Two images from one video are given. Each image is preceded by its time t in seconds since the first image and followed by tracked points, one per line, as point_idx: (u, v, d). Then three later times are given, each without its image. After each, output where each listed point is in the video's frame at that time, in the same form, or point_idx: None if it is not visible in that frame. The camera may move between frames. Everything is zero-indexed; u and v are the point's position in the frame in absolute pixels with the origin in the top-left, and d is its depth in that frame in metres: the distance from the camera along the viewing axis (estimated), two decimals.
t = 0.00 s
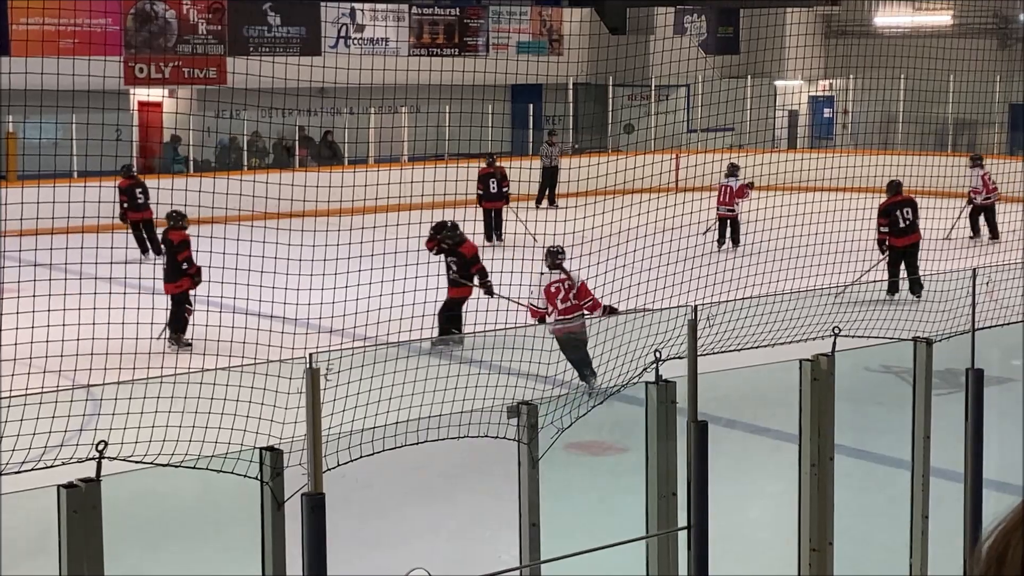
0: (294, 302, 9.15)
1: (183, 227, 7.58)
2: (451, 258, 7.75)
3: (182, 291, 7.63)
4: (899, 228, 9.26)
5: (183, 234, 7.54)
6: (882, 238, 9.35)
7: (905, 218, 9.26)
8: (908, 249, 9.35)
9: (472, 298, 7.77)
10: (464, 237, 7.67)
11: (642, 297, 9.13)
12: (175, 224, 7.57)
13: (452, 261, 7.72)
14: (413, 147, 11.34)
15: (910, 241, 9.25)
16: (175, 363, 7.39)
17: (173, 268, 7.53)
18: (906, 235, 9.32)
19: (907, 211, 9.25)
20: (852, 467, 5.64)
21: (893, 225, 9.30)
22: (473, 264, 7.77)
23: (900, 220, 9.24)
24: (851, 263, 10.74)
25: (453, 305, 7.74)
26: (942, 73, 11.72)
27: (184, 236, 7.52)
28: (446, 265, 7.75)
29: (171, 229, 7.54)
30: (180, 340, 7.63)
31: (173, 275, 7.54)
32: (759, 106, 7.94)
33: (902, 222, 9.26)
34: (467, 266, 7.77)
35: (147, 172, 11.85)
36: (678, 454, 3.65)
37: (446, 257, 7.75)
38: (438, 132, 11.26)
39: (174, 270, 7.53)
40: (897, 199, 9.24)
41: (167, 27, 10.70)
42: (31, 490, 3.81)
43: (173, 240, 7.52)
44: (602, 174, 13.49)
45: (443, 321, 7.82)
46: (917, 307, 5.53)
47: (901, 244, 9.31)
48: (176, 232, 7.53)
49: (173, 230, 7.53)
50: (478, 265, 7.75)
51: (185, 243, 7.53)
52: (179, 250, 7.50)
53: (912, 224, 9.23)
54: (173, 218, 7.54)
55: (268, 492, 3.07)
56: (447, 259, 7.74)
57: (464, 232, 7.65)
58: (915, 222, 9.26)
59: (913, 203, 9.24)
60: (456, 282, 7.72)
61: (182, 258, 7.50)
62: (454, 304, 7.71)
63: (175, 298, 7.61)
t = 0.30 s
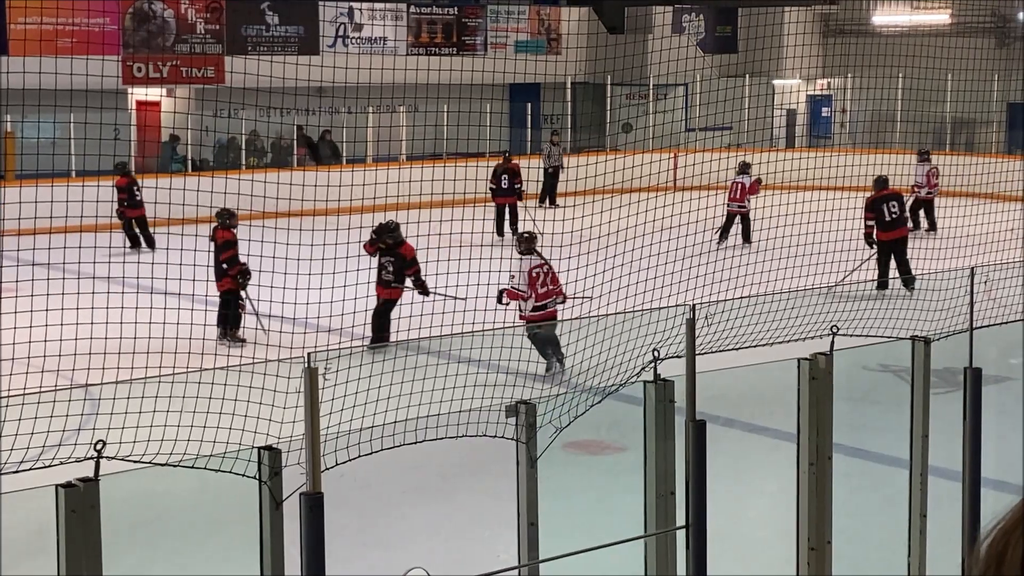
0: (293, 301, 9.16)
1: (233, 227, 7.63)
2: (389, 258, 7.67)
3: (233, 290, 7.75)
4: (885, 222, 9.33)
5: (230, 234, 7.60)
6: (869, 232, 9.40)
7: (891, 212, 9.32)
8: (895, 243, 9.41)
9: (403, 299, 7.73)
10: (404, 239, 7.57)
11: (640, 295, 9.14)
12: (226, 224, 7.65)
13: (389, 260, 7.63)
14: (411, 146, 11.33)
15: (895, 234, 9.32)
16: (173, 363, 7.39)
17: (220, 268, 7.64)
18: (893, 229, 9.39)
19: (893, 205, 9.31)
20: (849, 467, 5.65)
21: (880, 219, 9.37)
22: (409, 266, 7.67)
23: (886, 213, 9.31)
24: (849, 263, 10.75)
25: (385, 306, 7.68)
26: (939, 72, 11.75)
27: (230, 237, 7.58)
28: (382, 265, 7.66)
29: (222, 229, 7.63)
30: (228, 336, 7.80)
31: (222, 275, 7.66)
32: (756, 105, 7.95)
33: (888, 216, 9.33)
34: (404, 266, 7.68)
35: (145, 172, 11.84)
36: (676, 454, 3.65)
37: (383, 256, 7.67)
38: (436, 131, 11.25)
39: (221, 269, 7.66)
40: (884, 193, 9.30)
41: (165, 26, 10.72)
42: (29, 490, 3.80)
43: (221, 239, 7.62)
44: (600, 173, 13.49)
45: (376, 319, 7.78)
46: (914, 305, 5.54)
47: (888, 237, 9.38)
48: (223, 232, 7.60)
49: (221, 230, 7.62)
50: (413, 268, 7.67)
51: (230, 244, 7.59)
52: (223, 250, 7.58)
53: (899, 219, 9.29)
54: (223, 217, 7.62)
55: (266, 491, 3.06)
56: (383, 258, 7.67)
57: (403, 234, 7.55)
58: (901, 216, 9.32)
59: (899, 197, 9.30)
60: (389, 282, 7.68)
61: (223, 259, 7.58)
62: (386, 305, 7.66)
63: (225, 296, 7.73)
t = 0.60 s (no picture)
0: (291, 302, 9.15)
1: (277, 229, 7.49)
2: (329, 264, 7.53)
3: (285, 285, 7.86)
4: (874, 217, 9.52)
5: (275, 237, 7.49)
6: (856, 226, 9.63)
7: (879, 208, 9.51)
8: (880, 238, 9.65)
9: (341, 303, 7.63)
10: (345, 244, 7.43)
11: (638, 295, 9.13)
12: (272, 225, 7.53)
13: (329, 265, 7.50)
14: (410, 146, 11.33)
15: (882, 229, 9.54)
16: (172, 363, 7.39)
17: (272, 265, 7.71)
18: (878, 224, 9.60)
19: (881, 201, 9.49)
20: (848, 467, 5.65)
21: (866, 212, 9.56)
22: (347, 271, 7.54)
23: (873, 208, 9.47)
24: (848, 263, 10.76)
25: (326, 312, 7.56)
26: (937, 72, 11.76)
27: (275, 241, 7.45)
28: (322, 270, 7.52)
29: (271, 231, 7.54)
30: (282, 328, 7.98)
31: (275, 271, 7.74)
32: (755, 105, 7.95)
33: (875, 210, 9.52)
34: (342, 271, 7.55)
35: (143, 172, 11.84)
36: (674, 454, 3.65)
37: (323, 261, 7.53)
38: (435, 132, 11.25)
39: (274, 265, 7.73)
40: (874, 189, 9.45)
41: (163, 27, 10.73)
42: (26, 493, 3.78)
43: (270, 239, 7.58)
44: (598, 174, 13.48)
45: (318, 325, 7.66)
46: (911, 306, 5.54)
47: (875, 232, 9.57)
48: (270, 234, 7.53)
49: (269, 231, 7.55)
50: (351, 273, 7.56)
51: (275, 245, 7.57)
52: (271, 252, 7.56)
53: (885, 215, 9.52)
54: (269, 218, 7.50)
55: (264, 492, 3.06)
56: (324, 264, 7.53)
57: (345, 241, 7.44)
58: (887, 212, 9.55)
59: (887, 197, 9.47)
60: (327, 288, 7.57)
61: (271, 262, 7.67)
62: (328, 311, 7.56)
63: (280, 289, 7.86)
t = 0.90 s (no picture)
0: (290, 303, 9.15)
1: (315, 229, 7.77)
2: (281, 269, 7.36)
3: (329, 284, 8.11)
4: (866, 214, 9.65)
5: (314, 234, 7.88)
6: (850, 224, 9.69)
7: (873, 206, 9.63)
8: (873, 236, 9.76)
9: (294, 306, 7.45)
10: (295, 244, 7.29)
11: (636, 295, 9.14)
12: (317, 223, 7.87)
13: (283, 270, 7.30)
14: (407, 146, 11.33)
15: (876, 228, 9.63)
16: (170, 364, 7.39)
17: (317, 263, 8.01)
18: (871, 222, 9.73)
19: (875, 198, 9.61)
20: (846, 467, 5.65)
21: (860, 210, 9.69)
22: (297, 273, 7.39)
23: (867, 207, 9.62)
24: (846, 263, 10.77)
25: (280, 319, 7.30)
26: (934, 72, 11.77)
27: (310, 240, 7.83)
28: (275, 276, 7.31)
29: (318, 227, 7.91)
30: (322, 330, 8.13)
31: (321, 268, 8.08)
32: (752, 104, 7.94)
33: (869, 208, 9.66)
34: (293, 274, 7.40)
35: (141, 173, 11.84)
36: (672, 454, 3.66)
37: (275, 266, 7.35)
38: (433, 133, 11.24)
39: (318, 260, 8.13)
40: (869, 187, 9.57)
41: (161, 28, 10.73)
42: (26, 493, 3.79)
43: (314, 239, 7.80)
44: (597, 174, 13.49)
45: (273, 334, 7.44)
46: (909, 306, 5.55)
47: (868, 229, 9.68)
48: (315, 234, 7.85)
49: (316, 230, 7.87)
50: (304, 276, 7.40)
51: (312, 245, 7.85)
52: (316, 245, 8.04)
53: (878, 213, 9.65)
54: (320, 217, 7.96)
55: (263, 492, 3.06)
56: (277, 269, 7.36)
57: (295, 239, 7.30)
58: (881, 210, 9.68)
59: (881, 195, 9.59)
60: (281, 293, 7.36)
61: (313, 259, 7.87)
62: (281, 319, 7.28)
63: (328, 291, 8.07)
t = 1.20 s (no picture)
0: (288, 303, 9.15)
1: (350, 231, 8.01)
2: (233, 274, 6.99)
3: (371, 288, 8.06)
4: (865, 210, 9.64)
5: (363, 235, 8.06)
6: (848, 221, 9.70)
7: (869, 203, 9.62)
8: (870, 231, 9.76)
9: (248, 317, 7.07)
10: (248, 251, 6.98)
11: (634, 296, 9.14)
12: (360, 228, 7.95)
13: (235, 276, 6.94)
14: (406, 147, 11.33)
15: (872, 224, 9.64)
16: (169, 365, 7.38)
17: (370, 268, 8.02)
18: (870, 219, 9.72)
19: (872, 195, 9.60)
20: (844, 468, 5.66)
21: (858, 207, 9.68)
22: (251, 280, 7.05)
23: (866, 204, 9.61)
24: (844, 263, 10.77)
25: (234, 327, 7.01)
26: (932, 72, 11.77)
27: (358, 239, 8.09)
28: (227, 282, 6.94)
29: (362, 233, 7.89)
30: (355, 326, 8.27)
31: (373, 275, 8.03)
32: (750, 105, 7.94)
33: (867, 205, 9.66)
34: (246, 282, 7.04)
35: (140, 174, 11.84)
36: (671, 454, 3.66)
37: (228, 271, 6.98)
38: (431, 133, 11.24)
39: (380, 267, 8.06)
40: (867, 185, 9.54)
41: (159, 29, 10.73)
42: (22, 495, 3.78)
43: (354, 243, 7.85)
44: (595, 174, 13.49)
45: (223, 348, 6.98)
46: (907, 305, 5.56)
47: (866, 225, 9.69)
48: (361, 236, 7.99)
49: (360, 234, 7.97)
50: (257, 283, 7.05)
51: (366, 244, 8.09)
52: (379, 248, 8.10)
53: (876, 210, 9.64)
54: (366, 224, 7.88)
55: (262, 493, 3.07)
56: (229, 274, 6.96)
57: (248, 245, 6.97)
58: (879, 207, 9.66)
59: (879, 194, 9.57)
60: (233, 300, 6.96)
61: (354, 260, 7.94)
62: (236, 327, 6.98)
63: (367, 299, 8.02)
